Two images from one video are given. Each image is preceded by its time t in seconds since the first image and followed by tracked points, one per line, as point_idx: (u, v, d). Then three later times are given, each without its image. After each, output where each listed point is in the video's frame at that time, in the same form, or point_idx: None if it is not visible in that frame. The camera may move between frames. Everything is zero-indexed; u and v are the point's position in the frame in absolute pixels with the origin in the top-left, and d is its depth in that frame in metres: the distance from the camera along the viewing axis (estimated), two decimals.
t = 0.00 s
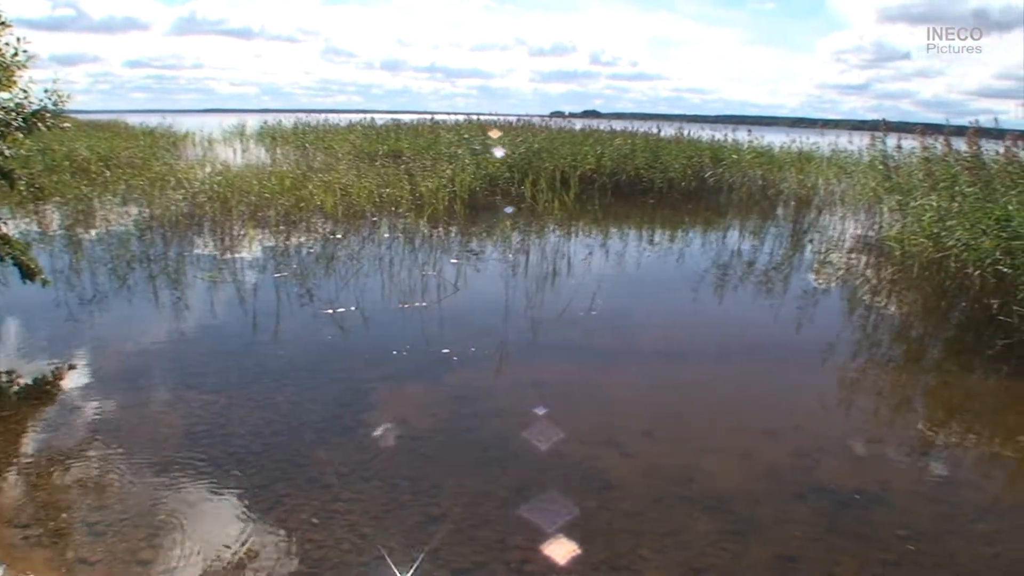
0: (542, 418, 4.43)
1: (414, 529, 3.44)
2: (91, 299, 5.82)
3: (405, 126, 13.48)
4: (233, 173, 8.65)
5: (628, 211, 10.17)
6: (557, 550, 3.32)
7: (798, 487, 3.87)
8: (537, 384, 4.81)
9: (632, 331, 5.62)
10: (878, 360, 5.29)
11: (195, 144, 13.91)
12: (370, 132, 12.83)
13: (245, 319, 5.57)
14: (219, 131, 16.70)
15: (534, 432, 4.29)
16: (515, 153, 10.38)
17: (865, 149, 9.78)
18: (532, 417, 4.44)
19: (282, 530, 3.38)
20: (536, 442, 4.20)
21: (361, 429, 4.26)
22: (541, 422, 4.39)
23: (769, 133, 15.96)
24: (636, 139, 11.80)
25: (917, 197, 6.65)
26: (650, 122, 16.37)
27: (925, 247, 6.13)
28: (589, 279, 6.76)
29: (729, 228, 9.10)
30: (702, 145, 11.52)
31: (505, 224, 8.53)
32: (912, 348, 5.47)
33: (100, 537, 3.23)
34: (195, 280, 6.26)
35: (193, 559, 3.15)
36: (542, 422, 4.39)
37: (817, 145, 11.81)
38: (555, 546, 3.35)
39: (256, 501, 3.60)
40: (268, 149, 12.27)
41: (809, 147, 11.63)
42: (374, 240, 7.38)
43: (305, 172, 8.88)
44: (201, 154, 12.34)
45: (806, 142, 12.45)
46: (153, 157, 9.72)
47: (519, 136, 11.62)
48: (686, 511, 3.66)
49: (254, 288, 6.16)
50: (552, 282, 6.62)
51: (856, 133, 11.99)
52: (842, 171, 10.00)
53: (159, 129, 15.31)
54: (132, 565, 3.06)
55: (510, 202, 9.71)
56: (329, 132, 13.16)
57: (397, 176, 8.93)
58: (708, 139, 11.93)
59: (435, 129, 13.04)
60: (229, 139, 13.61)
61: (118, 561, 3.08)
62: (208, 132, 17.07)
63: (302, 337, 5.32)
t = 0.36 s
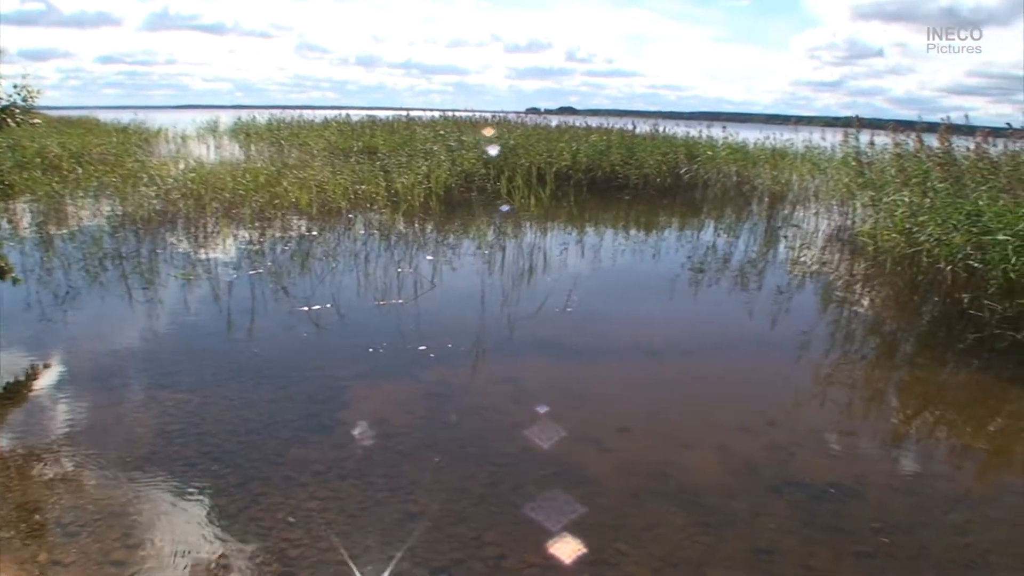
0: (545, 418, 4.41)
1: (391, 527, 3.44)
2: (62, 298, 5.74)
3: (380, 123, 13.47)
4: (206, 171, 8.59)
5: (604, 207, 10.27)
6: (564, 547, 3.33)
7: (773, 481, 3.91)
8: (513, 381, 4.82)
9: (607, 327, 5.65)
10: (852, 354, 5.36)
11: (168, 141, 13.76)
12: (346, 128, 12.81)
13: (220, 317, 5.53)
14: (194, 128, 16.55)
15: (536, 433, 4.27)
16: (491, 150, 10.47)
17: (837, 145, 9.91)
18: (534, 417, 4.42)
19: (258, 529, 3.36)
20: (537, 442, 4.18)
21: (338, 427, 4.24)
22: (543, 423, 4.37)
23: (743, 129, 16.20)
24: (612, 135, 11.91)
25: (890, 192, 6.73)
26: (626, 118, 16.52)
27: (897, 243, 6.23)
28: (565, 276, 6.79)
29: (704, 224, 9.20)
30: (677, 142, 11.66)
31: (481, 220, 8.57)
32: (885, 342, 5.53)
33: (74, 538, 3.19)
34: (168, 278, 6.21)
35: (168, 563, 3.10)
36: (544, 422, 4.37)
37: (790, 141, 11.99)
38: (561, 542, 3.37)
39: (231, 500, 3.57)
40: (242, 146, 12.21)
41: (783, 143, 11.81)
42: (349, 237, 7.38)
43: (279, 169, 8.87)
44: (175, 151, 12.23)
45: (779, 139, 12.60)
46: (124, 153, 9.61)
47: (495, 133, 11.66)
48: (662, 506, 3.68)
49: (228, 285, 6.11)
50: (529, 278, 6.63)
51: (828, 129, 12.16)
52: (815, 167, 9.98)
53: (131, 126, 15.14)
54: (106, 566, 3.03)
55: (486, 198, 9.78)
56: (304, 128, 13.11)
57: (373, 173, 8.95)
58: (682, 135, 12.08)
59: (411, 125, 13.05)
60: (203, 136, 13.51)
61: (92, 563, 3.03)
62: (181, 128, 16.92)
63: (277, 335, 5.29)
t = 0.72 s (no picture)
0: (548, 418, 4.45)
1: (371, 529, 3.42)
2: (37, 301, 5.68)
3: (359, 124, 13.49)
4: (184, 173, 8.55)
5: (584, 208, 10.38)
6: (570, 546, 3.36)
7: (751, 480, 3.93)
8: (492, 382, 4.82)
9: (587, 328, 5.67)
10: (829, 353, 5.41)
11: (145, 144, 13.67)
12: (324, 130, 12.82)
13: (198, 319, 5.50)
14: (171, 130, 16.45)
15: (541, 432, 4.30)
16: (469, 151, 10.54)
17: (814, 146, 10.02)
18: (539, 416, 4.45)
19: (237, 533, 3.34)
20: (542, 442, 4.21)
21: (317, 430, 4.22)
22: (547, 421, 4.41)
23: (721, 129, 16.43)
24: (591, 137, 12.04)
25: (866, 193, 6.80)
26: (604, 120, 16.71)
27: (874, 242, 6.33)
28: (545, 276, 6.82)
29: (682, 225, 9.30)
30: (655, 144, 11.82)
31: (460, 221, 8.63)
32: (862, 341, 5.59)
33: (50, 544, 3.16)
34: (145, 282, 6.16)
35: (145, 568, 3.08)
36: (547, 422, 4.40)
37: (768, 143, 12.16)
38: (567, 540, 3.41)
39: (210, 504, 3.54)
40: (220, 149, 12.17)
41: (761, 144, 11.99)
42: (328, 239, 7.41)
43: (257, 171, 8.87)
44: (151, 153, 12.15)
45: (757, 140, 12.77)
46: (100, 155, 9.53)
47: (474, 134, 11.74)
48: (642, 506, 3.69)
49: (206, 288, 6.08)
50: (508, 279, 6.67)
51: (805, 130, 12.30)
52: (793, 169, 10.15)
53: (106, 127, 15.01)
54: (83, 573, 3.00)
55: (465, 200, 9.86)
56: (283, 130, 13.11)
57: (352, 174, 8.99)
58: (659, 137, 12.24)
59: (389, 126, 13.09)
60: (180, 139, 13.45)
61: (68, 570, 3.00)
62: (157, 130, 16.80)
63: (256, 337, 5.27)
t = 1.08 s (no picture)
0: (556, 418, 4.49)
1: (352, 532, 3.40)
2: (13, 306, 5.61)
3: (338, 127, 13.50)
4: (162, 177, 8.51)
5: (564, 211, 10.47)
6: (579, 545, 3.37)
7: (732, 479, 3.95)
8: (473, 385, 4.83)
9: (568, 329, 5.71)
10: (808, 353, 5.46)
11: (123, 149, 13.58)
12: (304, 133, 12.82)
13: (177, 324, 5.47)
14: (148, 134, 16.34)
15: (548, 433, 4.34)
16: (448, 153, 10.57)
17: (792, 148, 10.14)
18: (546, 416, 4.50)
19: (218, 538, 3.31)
20: (548, 443, 4.24)
21: (298, 434, 4.20)
22: (554, 421, 4.45)
23: (700, 132, 16.64)
24: (570, 140, 12.17)
25: (844, 194, 6.89)
26: (583, 123, 16.87)
27: (851, 243, 6.42)
28: (525, 278, 6.87)
29: (661, 226, 9.39)
30: (634, 146, 11.95)
31: (441, 223, 8.68)
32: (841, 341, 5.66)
33: (28, 551, 3.11)
34: (123, 286, 6.12)
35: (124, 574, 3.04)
36: (554, 422, 4.44)
37: (746, 145, 12.33)
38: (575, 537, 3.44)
39: (190, 510, 3.51)
40: (199, 152, 12.12)
41: (738, 146, 12.16)
42: (308, 243, 7.43)
43: (237, 174, 8.86)
44: (129, 158, 12.07)
45: (735, 142, 12.95)
46: (76, 159, 9.44)
47: (453, 137, 11.80)
48: (623, 506, 3.69)
49: (185, 292, 6.05)
50: (489, 281, 6.70)
51: (783, 132, 12.47)
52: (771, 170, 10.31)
53: (82, 131, 14.87)
54: None
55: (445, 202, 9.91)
56: (262, 134, 13.09)
57: (332, 178, 9.02)
58: (638, 140, 12.38)
59: (368, 129, 13.11)
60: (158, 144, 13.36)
61: None
62: (134, 134, 16.68)
63: (235, 342, 5.25)
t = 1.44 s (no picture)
0: (561, 417, 4.55)
1: (333, 538, 3.39)
2: None
3: (316, 132, 13.46)
4: (138, 184, 8.44)
5: (543, 214, 10.52)
6: (589, 542, 3.41)
7: (711, 478, 3.98)
8: (454, 388, 4.84)
9: (548, 331, 5.73)
10: (786, 352, 5.51)
11: (97, 155, 13.45)
12: (280, 138, 12.78)
13: (154, 332, 5.44)
14: (123, 140, 16.19)
15: (552, 432, 4.39)
16: (426, 157, 10.60)
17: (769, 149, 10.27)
18: (551, 415, 4.56)
19: (199, 546, 3.29)
20: (553, 442, 4.30)
21: (278, 440, 4.19)
22: (559, 421, 4.51)
23: (677, 134, 16.83)
24: (547, 143, 12.24)
25: (819, 194, 6.96)
26: (561, 125, 16.97)
27: (828, 242, 6.49)
28: (505, 281, 6.90)
29: (639, 228, 9.46)
30: (613, 148, 12.04)
31: (419, 227, 8.71)
32: (818, 339, 5.73)
33: (6, 564, 3.07)
34: (99, 294, 6.07)
35: None
36: (535, 426, 4.44)
37: (722, 146, 12.48)
38: (586, 535, 3.47)
39: (169, 519, 3.48)
40: (175, 159, 12.04)
41: (715, 148, 12.29)
42: (286, 248, 7.43)
43: (213, 181, 8.82)
44: (104, 164, 11.96)
45: (712, 143, 13.08)
46: (50, 166, 9.34)
47: (431, 141, 11.82)
48: (605, 507, 3.70)
49: (162, 299, 6.02)
50: (468, 285, 6.73)
51: (758, 133, 12.63)
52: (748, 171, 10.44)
53: (56, 138, 14.71)
54: None
55: (424, 206, 9.94)
56: (239, 139, 13.02)
57: (309, 182, 9.01)
58: (616, 142, 12.48)
59: (346, 133, 13.10)
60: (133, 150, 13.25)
61: None
62: (108, 140, 16.52)
63: (213, 349, 5.23)
